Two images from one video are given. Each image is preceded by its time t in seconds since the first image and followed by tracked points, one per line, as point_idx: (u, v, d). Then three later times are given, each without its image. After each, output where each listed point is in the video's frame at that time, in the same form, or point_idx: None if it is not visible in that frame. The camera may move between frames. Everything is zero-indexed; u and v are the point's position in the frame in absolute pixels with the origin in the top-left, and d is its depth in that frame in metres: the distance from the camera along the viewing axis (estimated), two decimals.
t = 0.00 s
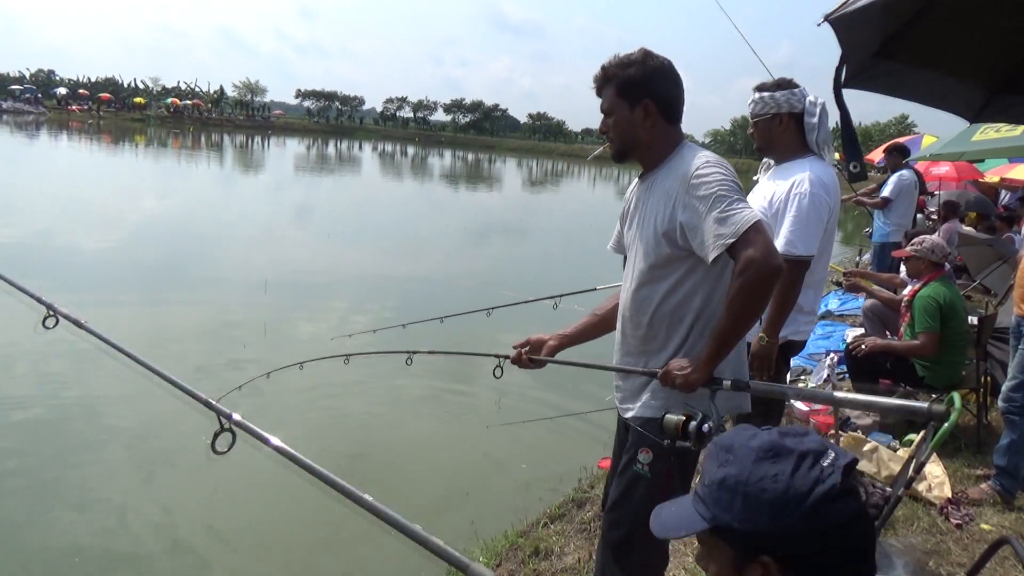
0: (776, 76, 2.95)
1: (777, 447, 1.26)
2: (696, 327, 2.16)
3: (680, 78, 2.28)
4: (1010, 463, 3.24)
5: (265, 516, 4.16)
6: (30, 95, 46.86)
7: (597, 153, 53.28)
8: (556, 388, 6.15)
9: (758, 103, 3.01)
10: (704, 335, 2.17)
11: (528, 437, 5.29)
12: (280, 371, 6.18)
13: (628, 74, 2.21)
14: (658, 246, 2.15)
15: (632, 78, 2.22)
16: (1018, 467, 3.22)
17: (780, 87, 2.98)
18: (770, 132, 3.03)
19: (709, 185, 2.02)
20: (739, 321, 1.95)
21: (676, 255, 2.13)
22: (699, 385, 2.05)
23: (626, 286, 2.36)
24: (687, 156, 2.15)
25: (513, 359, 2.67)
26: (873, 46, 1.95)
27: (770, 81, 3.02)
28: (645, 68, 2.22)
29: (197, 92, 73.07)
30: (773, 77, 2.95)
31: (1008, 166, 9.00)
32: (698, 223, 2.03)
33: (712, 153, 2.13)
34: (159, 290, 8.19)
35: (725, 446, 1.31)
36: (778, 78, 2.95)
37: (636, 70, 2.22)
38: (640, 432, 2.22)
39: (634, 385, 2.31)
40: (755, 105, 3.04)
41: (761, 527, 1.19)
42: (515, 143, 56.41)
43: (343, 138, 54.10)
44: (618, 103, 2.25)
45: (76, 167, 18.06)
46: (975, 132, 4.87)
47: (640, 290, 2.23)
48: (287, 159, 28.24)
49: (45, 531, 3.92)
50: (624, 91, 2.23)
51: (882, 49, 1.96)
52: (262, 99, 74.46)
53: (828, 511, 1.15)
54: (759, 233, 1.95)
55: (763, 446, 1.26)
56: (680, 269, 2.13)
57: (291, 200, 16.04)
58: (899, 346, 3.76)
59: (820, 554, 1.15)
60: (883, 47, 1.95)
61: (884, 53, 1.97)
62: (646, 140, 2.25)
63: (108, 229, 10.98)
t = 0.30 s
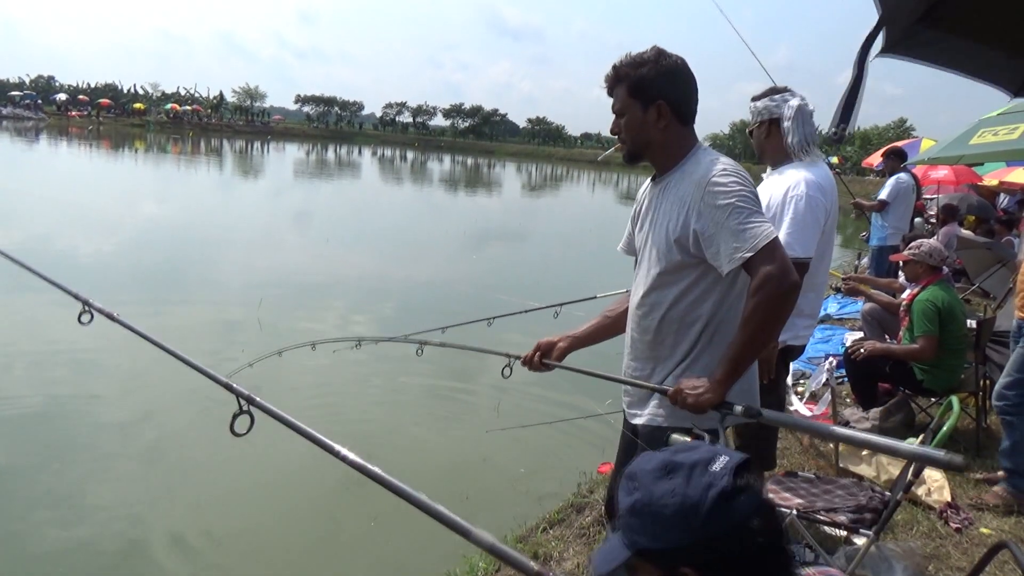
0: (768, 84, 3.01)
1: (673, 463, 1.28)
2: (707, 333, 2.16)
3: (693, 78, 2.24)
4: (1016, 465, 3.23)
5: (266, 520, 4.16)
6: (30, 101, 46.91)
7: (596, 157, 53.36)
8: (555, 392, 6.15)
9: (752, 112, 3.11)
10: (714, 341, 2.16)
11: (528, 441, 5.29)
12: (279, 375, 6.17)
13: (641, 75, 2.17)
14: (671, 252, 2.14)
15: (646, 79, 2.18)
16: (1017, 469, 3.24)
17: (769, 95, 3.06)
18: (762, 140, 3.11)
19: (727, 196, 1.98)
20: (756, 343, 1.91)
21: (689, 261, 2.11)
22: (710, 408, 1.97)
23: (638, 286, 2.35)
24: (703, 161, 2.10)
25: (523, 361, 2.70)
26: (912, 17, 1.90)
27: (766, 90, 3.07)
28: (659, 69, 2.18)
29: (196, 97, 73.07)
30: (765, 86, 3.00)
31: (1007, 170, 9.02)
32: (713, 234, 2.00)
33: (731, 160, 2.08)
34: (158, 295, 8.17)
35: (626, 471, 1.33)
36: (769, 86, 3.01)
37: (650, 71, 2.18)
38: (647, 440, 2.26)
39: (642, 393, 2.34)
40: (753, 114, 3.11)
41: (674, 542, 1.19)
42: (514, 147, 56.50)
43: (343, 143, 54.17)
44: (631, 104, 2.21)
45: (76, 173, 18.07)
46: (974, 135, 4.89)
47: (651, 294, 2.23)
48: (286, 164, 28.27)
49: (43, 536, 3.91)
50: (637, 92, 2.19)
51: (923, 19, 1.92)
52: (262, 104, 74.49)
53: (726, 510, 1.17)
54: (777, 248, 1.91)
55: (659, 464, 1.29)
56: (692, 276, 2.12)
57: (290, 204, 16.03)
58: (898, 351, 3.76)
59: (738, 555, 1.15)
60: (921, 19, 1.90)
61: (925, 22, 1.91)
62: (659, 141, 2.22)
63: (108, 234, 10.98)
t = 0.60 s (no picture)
0: (763, 91, 3.04)
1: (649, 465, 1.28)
2: (702, 334, 2.16)
3: (691, 81, 2.25)
4: None
5: (257, 528, 4.12)
6: (18, 109, 46.62)
7: (587, 162, 53.45)
8: (546, 398, 6.14)
9: (741, 117, 3.13)
10: (711, 343, 2.16)
11: (520, 446, 5.28)
12: (268, 382, 6.14)
13: (639, 78, 2.18)
14: (667, 254, 2.14)
15: (643, 82, 2.18)
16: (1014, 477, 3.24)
17: (757, 101, 3.09)
18: (749, 145, 3.13)
19: (726, 199, 1.98)
20: (757, 346, 1.91)
21: (685, 264, 2.11)
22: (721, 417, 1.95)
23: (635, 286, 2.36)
24: (700, 164, 2.10)
25: (524, 353, 2.62)
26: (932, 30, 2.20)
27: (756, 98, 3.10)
28: (656, 71, 2.18)
29: (185, 104, 72.78)
30: (760, 93, 3.04)
31: (993, 174, 9.10)
32: (709, 237, 2.00)
33: (728, 164, 2.08)
34: (147, 303, 8.10)
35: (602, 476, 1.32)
36: (763, 93, 3.04)
37: (647, 74, 2.18)
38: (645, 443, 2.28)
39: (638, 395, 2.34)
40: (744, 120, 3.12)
41: (655, 540, 1.19)
42: (504, 153, 56.55)
43: (333, 149, 54.08)
44: (628, 106, 2.21)
45: (65, 180, 17.95)
46: (960, 139, 4.98)
47: (648, 295, 2.23)
48: (276, 171, 28.20)
49: (29, 545, 3.86)
50: (635, 94, 2.19)
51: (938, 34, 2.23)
52: (251, 111, 74.23)
53: (704, 505, 1.18)
54: (775, 251, 1.91)
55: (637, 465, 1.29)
56: (687, 278, 2.12)
57: (279, 212, 15.96)
58: (886, 354, 3.77)
59: (716, 548, 1.17)
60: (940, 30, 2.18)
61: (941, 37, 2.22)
62: (656, 144, 2.22)
63: (96, 242, 10.91)
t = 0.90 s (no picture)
0: (754, 92, 3.01)
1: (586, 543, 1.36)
2: (702, 334, 2.16)
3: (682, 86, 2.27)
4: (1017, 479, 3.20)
5: (248, 537, 4.09)
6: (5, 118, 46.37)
7: (576, 167, 53.62)
8: (538, 404, 6.13)
9: (733, 119, 3.06)
10: (709, 343, 2.17)
11: (511, 452, 5.27)
12: (258, 390, 6.12)
13: (635, 82, 2.19)
14: (668, 255, 2.14)
15: (640, 85, 2.19)
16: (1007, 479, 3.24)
17: (751, 103, 3.03)
18: (743, 147, 3.06)
19: (730, 201, 2.01)
20: (772, 342, 1.95)
21: (686, 265, 2.11)
22: (742, 412, 1.96)
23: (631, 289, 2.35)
24: (699, 165, 2.11)
25: (526, 350, 2.60)
26: (948, 44, 2.24)
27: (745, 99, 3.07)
28: (651, 75, 2.20)
29: (173, 112, 72.56)
30: (751, 93, 3.01)
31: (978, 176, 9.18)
32: (713, 237, 2.02)
33: (726, 166, 2.12)
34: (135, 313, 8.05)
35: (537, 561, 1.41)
36: (755, 94, 3.01)
37: (644, 77, 2.19)
38: (646, 441, 2.26)
39: (638, 392, 2.33)
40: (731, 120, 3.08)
41: None
42: (494, 159, 56.65)
43: (322, 156, 54.06)
44: (625, 110, 2.22)
45: (53, 189, 17.89)
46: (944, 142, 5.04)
47: (647, 295, 2.23)
48: (265, 179, 28.18)
49: (16, 557, 3.82)
50: (632, 98, 2.20)
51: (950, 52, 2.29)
52: (240, 118, 73.97)
53: None
54: (780, 250, 1.96)
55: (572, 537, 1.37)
56: (687, 279, 2.13)
57: (268, 219, 15.91)
58: (876, 355, 3.79)
59: None
60: (951, 50, 2.27)
61: (955, 51, 2.27)
62: (652, 148, 2.22)
63: (84, 251, 10.86)
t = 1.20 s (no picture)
0: (751, 92, 3.02)
1: None
2: (708, 334, 2.17)
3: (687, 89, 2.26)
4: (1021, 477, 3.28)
5: (247, 544, 4.07)
6: None
7: (570, 170, 53.74)
8: (535, 407, 6.11)
9: (732, 118, 3.04)
10: (715, 342, 2.17)
11: (510, 455, 5.27)
12: (255, 396, 6.10)
13: (645, 86, 2.17)
14: (677, 257, 2.14)
15: (650, 89, 2.17)
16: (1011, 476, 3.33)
17: (751, 103, 3.04)
18: (741, 147, 3.08)
19: (741, 203, 2.03)
20: (784, 340, 1.99)
21: (694, 267, 2.11)
22: (756, 409, 1.99)
23: (636, 291, 2.35)
24: (707, 168, 2.12)
25: (534, 349, 2.54)
26: (956, 32, 2.05)
27: (742, 98, 3.07)
28: (661, 80, 2.18)
29: (166, 120, 72.45)
30: (748, 93, 3.01)
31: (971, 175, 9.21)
32: (724, 240, 2.03)
33: (735, 169, 2.13)
34: (129, 320, 8.02)
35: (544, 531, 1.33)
36: (752, 94, 3.01)
37: (656, 82, 2.17)
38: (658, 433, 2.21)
39: (645, 388, 2.33)
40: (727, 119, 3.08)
41: None
42: (489, 164, 56.72)
43: (317, 163, 54.08)
44: (634, 115, 2.20)
45: (47, 198, 17.87)
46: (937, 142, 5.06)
47: (655, 295, 2.22)
48: (260, 185, 28.17)
49: (12, 567, 3.81)
50: (641, 103, 2.18)
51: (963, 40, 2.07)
52: (234, 124, 73.82)
53: None
54: (792, 251, 2.00)
55: None
56: (695, 281, 2.13)
57: (262, 226, 15.89)
58: (872, 354, 3.79)
59: None
60: (961, 39, 2.07)
61: (968, 40, 2.07)
62: (663, 151, 2.20)
63: (78, 259, 10.83)
